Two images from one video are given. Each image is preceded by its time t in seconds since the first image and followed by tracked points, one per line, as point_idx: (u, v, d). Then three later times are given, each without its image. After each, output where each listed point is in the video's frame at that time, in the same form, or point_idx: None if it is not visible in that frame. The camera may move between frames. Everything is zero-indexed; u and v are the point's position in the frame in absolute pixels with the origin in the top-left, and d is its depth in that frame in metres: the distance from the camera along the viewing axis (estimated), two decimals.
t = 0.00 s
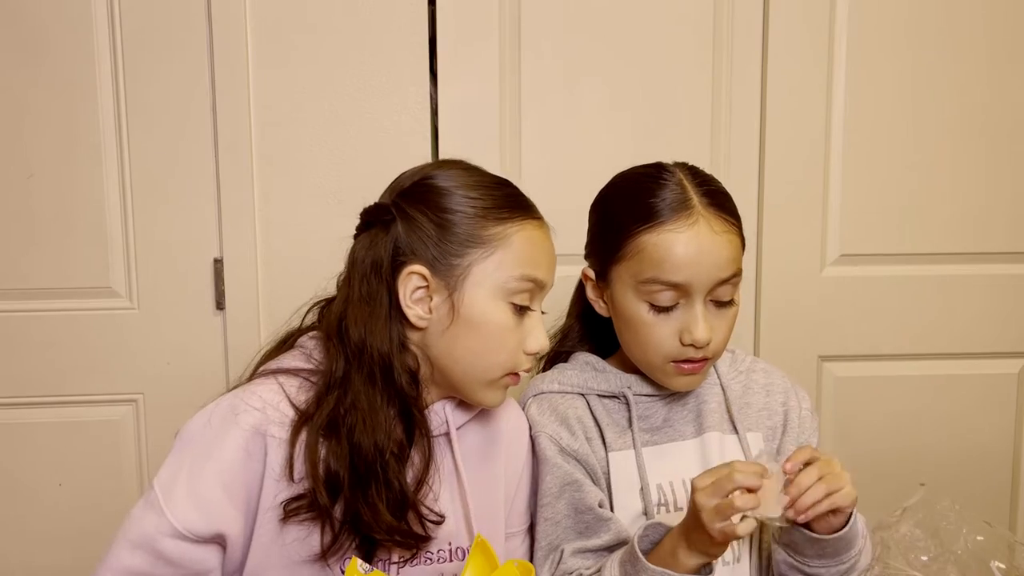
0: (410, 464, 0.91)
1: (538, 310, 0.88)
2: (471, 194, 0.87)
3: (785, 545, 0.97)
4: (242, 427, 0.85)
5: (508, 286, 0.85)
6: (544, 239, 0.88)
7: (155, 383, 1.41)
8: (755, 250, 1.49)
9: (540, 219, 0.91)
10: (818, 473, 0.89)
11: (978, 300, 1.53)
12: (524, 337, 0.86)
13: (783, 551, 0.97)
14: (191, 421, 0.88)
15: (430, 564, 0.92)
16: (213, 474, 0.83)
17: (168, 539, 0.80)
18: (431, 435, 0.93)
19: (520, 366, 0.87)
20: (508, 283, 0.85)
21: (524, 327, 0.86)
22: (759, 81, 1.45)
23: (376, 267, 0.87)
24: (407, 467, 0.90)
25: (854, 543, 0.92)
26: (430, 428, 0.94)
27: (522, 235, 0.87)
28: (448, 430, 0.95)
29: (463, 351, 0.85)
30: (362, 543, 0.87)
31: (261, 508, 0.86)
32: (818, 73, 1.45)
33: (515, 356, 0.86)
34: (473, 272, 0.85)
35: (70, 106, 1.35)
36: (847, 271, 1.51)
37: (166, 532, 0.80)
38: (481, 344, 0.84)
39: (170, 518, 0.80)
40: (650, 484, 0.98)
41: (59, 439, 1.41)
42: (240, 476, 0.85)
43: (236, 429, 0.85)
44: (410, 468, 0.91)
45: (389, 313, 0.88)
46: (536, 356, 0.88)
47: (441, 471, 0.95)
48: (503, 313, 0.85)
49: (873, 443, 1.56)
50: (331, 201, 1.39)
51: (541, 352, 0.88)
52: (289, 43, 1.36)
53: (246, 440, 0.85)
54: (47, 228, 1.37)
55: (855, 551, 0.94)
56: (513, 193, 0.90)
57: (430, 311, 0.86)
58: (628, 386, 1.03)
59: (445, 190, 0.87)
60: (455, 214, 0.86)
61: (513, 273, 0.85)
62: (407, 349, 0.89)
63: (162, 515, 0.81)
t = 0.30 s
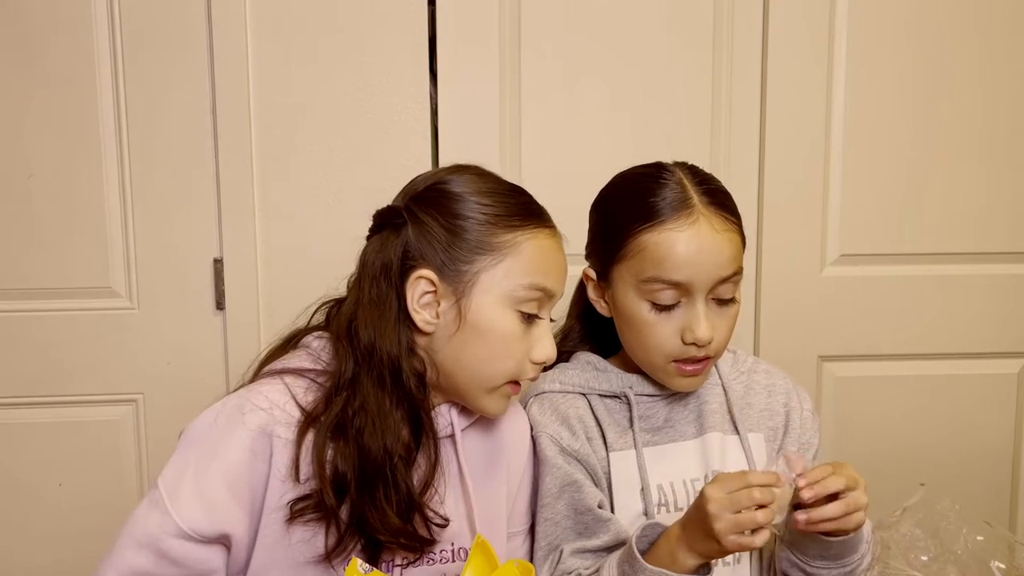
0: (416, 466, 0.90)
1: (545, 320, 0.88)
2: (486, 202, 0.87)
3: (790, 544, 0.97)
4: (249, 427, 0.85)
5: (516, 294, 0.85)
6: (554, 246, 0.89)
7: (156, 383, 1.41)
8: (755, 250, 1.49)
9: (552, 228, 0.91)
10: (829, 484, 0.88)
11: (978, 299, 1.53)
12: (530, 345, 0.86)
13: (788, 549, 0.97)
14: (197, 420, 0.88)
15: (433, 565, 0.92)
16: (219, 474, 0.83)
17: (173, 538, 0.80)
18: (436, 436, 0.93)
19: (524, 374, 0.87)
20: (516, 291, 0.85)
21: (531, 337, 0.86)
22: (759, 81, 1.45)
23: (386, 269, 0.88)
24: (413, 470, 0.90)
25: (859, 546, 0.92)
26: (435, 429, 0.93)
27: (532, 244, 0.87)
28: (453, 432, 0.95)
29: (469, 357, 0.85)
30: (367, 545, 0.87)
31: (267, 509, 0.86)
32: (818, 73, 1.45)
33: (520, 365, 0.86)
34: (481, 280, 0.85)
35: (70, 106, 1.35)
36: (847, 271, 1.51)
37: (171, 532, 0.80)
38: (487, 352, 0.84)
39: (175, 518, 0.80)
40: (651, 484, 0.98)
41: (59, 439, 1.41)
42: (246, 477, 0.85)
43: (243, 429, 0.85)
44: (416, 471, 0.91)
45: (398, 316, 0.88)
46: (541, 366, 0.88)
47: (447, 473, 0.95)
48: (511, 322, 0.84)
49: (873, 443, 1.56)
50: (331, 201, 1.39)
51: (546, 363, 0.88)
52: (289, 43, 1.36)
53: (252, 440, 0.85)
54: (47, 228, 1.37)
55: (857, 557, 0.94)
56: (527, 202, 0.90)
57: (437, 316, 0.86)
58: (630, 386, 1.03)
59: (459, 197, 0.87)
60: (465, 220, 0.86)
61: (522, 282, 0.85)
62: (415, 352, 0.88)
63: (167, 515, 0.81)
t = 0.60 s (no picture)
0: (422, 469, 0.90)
1: (552, 324, 0.88)
2: (492, 204, 0.87)
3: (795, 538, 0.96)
4: (254, 430, 0.85)
5: (521, 298, 0.85)
6: (560, 249, 0.88)
7: (156, 383, 1.41)
8: (755, 250, 1.49)
9: (559, 231, 0.91)
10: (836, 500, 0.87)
11: (977, 299, 1.53)
12: (536, 349, 0.86)
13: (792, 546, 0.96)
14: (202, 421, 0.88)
15: (437, 567, 0.92)
16: (225, 477, 0.82)
17: (178, 540, 0.80)
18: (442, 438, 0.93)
19: (531, 378, 0.87)
20: (521, 295, 0.85)
21: (537, 341, 0.86)
22: (759, 81, 1.45)
23: (391, 272, 0.88)
24: (420, 473, 0.90)
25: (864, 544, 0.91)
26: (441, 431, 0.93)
27: (537, 247, 0.86)
28: (459, 434, 0.95)
29: (475, 360, 0.85)
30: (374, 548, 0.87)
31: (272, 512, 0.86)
32: (818, 73, 1.45)
33: (526, 369, 0.86)
34: (485, 283, 0.85)
35: (69, 106, 1.35)
36: (847, 271, 1.51)
37: (176, 534, 0.80)
38: (493, 356, 0.84)
39: (180, 521, 0.80)
40: (654, 483, 0.98)
41: (59, 439, 1.41)
42: (252, 479, 0.84)
43: (249, 431, 0.85)
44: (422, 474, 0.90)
45: (403, 320, 0.88)
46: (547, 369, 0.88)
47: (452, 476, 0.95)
48: (515, 325, 0.85)
49: (873, 443, 1.56)
50: (331, 201, 1.39)
51: (553, 366, 0.88)
52: (289, 43, 1.36)
53: (258, 442, 0.85)
54: (47, 228, 1.37)
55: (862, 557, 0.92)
56: (533, 206, 0.90)
57: (442, 320, 0.86)
58: (633, 385, 1.03)
59: (464, 200, 0.87)
60: (469, 224, 0.86)
61: (527, 286, 0.85)
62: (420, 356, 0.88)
63: (172, 516, 0.80)
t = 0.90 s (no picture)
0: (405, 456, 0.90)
1: (524, 306, 0.87)
2: (459, 188, 0.86)
3: (800, 537, 0.96)
4: (239, 413, 0.86)
5: (489, 281, 0.84)
6: (530, 230, 0.87)
7: (156, 382, 1.41)
8: (755, 250, 1.49)
9: (530, 213, 0.90)
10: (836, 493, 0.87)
11: (977, 299, 1.53)
12: (508, 332, 0.85)
13: (796, 540, 0.96)
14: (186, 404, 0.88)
15: (433, 556, 0.92)
16: (209, 455, 0.83)
17: (160, 515, 0.80)
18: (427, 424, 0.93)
19: (503, 361, 0.86)
20: (490, 279, 0.84)
21: (509, 324, 0.85)
22: (759, 81, 1.45)
23: (359, 259, 0.87)
24: (404, 459, 0.90)
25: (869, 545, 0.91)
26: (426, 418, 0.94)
27: (506, 229, 0.86)
28: (445, 421, 0.95)
29: (446, 346, 0.85)
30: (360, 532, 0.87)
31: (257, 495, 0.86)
32: (818, 73, 1.45)
33: (499, 351, 0.85)
34: (452, 269, 0.84)
35: (70, 106, 1.35)
36: (847, 271, 1.51)
37: (158, 508, 0.80)
38: (463, 341, 0.84)
39: (163, 495, 0.80)
40: (654, 482, 0.98)
41: (59, 439, 1.41)
42: (235, 460, 0.85)
43: (234, 414, 0.86)
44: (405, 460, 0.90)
45: (376, 307, 0.87)
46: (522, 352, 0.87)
47: (439, 464, 0.95)
48: (485, 309, 0.84)
49: (873, 443, 1.56)
50: (331, 201, 1.39)
51: (527, 349, 0.87)
52: (289, 43, 1.36)
53: (242, 424, 0.86)
54: (47, 228, 1.37)
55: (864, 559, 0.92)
56: (504, 189, 0.89)
57: (412, 306, 0.86)
58: (634, 383, 1.03)
59: (430, 184, 0.86)
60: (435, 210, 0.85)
61: (496, 270, 0.84)
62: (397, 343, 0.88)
63: (155, 491, 0.80)
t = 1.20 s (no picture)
0: (359, 435, 0.89)
1: (456, 283, 0.85)
2: (386, 168, 0.85)
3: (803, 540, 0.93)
4: (212, 422, 0.85)
5: (415, 261, 0.83)
6: (457, 208, 0.85)
7: (156, 383, 1.41)
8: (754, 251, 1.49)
9: (459, 190, 0.88)
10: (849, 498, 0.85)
11: (977, 298, 1.53)
12: (440, 309, 0.84)
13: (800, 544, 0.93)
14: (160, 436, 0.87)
15: (421, 523, 0.91)
16: (203, 472, 0.82)
17: (182, 543, 0.80)
18: (384, 402, 0.93)
19: (438, 338, 0.85)
20: (414, 258, 0.83)
21: (440, 302, 0.84)
22: (759, 81, 1.45)
23: (293, 245, 0.87)
24: (359, 434, 0.89)
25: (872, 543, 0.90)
26: (383, 396, 0.94)
27: (431, 208, 0.84)
28: (408, 395, 0.96)
29: (376, 327, 0.84)
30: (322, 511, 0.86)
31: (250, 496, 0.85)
32: (818, 73, 1.45)
33: (431, 329, 0.84)
34: (377, 250, 0.83)
35: (70, 106, 1.35)
36: (847, 271, 1.51)
37: (177, 537, 0.80)
38: (394, 320, 0.83)
39: (178, 524, 0.80)
40: (658, 482, 0.97)
41: (59, 439, 1.41)
42: (228, 469, 0.84)
43: (207, 425, 0.85)
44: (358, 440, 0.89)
45: (309, 289, 0.87)
46: (458, 329, 0.86)
47: (407, 435, 0.95)
48: (412, 289, 0.83)
49: (873, 443, 1.56)
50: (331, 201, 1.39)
51: (461, 325, 0.85)
52: (289, 43, 1.36)
53: (222, 433, 0.85)
54: (47, 228, 1.37)
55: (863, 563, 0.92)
56: (432, 167, 0.87)
57: (344, 289, 0.86)
58: (639, 382, 1.01)
59: (355, 167, 0.85)
60: (359, 190, 0.84)
61: (420, 248, 0.83)
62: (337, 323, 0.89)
63: (166, 525, 0.80)
